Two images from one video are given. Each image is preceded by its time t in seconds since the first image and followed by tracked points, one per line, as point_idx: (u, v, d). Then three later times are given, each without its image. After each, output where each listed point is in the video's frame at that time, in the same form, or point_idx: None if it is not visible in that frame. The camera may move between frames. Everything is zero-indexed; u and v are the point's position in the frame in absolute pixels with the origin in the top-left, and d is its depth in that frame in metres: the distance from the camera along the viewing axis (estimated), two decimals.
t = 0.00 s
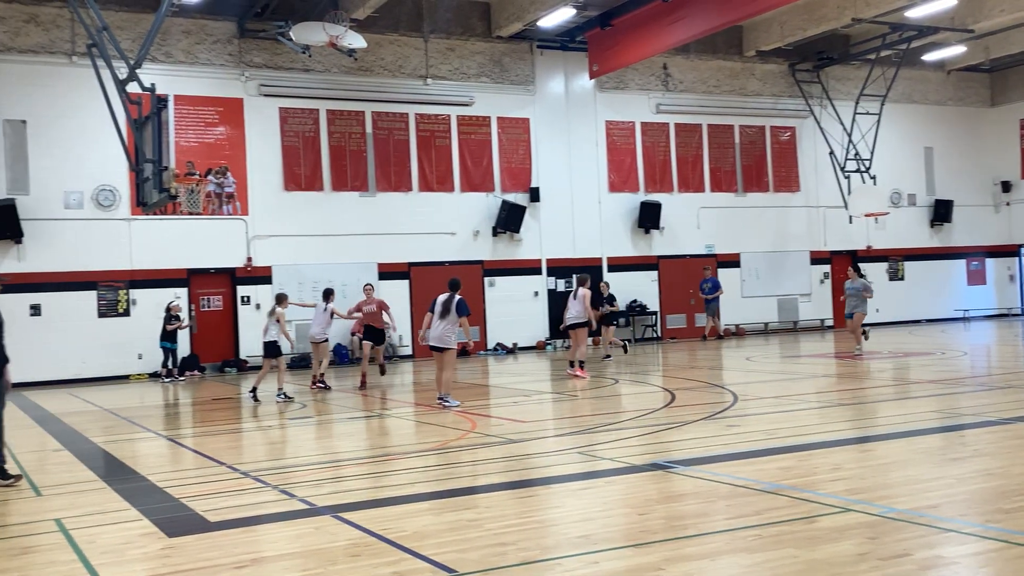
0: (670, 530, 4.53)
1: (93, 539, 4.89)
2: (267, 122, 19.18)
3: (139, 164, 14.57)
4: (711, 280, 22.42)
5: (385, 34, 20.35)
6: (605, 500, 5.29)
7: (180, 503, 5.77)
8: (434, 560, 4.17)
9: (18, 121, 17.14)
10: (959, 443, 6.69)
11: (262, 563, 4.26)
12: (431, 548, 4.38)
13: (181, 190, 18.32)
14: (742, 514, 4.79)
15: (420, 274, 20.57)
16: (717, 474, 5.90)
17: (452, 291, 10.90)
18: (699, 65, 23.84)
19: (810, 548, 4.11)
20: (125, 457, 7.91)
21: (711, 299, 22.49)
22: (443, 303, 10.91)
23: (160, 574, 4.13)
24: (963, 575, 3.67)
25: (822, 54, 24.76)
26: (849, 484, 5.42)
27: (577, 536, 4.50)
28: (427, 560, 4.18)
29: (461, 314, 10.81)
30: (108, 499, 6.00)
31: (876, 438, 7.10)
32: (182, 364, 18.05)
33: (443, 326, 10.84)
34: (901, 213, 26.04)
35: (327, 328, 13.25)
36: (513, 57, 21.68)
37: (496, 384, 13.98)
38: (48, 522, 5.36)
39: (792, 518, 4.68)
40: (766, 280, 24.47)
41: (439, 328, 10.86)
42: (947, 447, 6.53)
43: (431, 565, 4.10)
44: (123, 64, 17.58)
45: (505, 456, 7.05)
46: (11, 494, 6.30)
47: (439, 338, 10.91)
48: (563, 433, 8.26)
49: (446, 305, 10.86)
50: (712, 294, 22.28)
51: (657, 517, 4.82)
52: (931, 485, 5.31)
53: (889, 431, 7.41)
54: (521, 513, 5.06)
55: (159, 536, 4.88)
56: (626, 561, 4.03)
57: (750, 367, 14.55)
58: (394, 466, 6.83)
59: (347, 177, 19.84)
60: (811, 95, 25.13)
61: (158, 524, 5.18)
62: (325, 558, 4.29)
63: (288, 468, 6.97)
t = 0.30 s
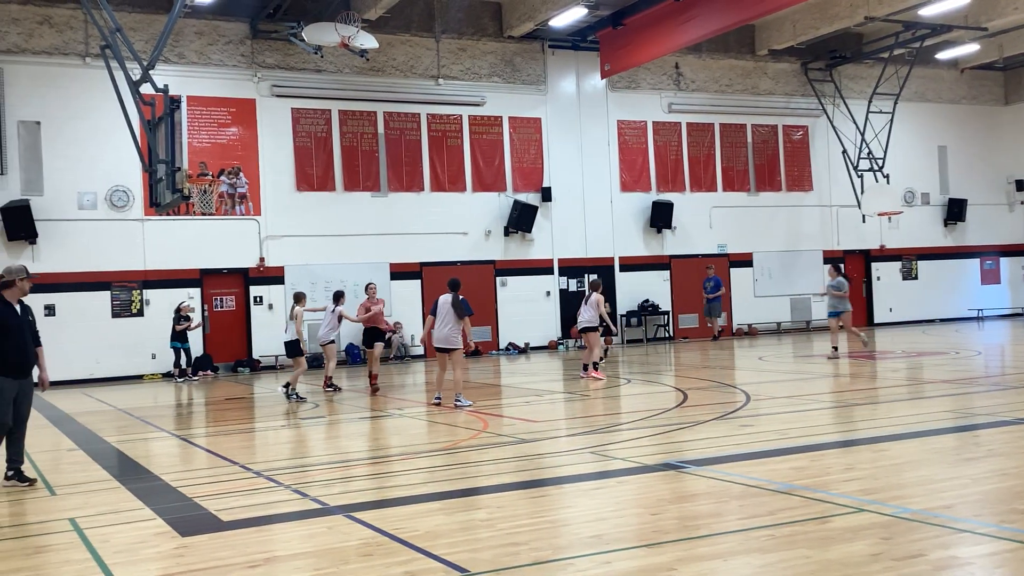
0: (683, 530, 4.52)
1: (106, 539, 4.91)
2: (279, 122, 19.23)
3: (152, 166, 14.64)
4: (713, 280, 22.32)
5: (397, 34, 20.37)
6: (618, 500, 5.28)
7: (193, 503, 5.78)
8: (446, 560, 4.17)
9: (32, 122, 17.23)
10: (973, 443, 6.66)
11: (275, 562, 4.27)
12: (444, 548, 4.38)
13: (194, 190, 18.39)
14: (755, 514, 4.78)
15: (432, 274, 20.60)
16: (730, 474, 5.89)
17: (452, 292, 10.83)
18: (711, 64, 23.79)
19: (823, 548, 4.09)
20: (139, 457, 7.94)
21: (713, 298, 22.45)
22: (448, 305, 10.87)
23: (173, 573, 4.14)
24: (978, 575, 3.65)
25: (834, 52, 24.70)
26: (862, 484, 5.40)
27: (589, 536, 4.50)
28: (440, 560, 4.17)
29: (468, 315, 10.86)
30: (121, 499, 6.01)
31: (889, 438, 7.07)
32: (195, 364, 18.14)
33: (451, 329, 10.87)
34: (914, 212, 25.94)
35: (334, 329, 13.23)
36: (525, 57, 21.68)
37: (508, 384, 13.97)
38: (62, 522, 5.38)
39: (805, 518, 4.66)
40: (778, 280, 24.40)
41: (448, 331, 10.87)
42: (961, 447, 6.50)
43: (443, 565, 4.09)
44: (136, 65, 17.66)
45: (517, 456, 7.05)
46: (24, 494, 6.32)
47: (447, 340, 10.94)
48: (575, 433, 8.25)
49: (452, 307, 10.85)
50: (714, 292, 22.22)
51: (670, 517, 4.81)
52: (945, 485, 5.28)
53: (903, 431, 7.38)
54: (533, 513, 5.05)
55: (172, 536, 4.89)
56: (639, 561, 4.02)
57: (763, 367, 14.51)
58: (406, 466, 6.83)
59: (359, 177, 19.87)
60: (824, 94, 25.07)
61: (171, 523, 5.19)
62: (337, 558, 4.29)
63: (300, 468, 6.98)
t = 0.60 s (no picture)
0: (693, 530, 4.49)
1: (116, 538, 4.90)
2: (288, 123, 19.26)
3: (162, 166, 14.68)
4: (712, 280, 21.94)
5: (406, 34, 20.39)
6: (627, 500, 5.26)
7: (203, 502, 5.78)
8: (456, 559, 4.14)
9: (43, 123, 17.29)
10: (984, 443, 6.62)
11: (284, 562, 4.25)
12: (453, 548, 4.36)
13: (204, 191, 18.44)
14: (765, 514, 4.75)
15: (442, 274, 20.62)
16: (739, 474, 5.87)
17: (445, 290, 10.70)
18: (720, 64, 23.77)
19: (834, 548, 4.06)
20: (149, 457, 7.94)
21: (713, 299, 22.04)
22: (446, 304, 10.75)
23: (182, 573, 4.12)
24: (989, 575, 3.61)
25: (844, 51, 24.67)
26: (872, 484, 5.37)
27: (599, 536, 4.47)
28: (449, 559, 4.15)
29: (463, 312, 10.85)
30: (131, 499, 6.01)
31: (900, 438, 7.04)
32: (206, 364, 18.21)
33: (450, 327, 10.79)
34: (924, 212, 25.86)
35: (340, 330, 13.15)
36: (534, 56, 21.68)
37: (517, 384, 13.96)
38: (72, 522, 5.38)
39: (815, 518, 4.63)
40: (788, 280, 24.35)
41: (449, 330, 10.79)
42: (972, 447, 6.46)
43: (452, 564, 4.07)
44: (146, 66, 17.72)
45: (526, 456, 7.03)
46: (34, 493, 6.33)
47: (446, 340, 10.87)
48: (585, 433, 8.23)
49: (449, 306, 10.77)
50: (714, 293, 21.83)
51: (679, 517, 4.78)
52: (956, 485, 5.24)
53: (913, 431, 7.35)
54: (542, 513, 5.03)
55: (181, 535, 4.88)
56: (649, 561, 3.99)
57: (773, 367, 14.47)
58: (415, 466, 6.82)
59: (368, 177, 19.90)
60: (834, 94, 25.03)
61: (181, 523, 5.19)
62: (346, 558, 4.27)
63: (310, 468, 6.97)
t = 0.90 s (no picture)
0: (699, 530, 4.48)
1: (123, 539, 4.90)
2: (294, 123, 19.28)
3: (169, 166, 14.69)
4: (706, 281, 21.88)
5: (413, 34, 20.40)
6: (634, 500, 5.26)
7: (210, 503, 5.77)
8: (463, 559, 4.14)
9: (50, 124, 17.31)
10: (992, 443, 6.61)
11: (290, 562, 4.25)
12: (460, 548, 4.35)
13: (210, 191, 18.48)
14: (772, 514, 4.74)
15: (448, 274, 20.64)
16: (746, 474, 5.86)
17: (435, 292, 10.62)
18: (727, 63, 23.76)
19: (841, 549, 4.04)
20: (157, 457, 7.94)
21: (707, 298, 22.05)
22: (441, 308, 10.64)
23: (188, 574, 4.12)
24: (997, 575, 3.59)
25: (851, 51, 24.63)
26: (880, 484, 5.36)
27: (605, 536, 4.46)
28: (456, 559, 4.14)
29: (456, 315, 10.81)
30: (138, 499, 6.01)
31: (906, 438, 7.03)
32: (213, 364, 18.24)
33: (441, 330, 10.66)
34: (931, 211, 25.81)
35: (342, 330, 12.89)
36: (540, 56, 21.69)
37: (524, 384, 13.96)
38: (79, 522, 5.38)
39: (822, 518, 4.62)
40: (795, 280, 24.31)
41: (439, 334, 10.61)
42: (979, 447, 6.44)
43: (459, 565, 4.06)
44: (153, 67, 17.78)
45: (533, 457, 7.03)
46: (43, 493, 6.34)
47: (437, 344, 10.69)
48: (592, 433, 8.23)
49: (440, 308, 10.67)
50: (708, 293, 21.81)
51: (686, 517, 4.77)
52: (963, 485, 5.23)
53: (921, 431, 7.33)
54: (549, 513, 5.03)
55: (187, 536, 4.88)
56: (656, 561, 3.98)
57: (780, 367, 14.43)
58: (422, 466, 6.82)
59: (375, 177, 19.91)
60: (841, 93, 25.02)
61: (187, 523, 5.19)
62: (353, 558, 4.26)
63: (317, 468, 6.97)
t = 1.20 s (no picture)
0: (703, 531, 4.48)
1: (127, 539, 4.90)
2: (298, 123, 19.29)
3: (173, 167, 14.70)
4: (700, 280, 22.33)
5: (417, 34, 20.42)
6: (638, 500, 5.25)
7: (214, 503, 5.77)
8: (467, 559, 4.13)
9: (55, 124, 17.34)
10: (996, 443, 6.60)
11: (294, 562, 4.25)
12: (463, 548, 4.35)
13: (214, 191, 18.49)
14: (776, 514, 4.73)
15: (451, 274, 20.65)
16: (750, 475, 5.86)
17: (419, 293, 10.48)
18: (731, 63, 23.75)
19: (846, 549, 4.03)
20: (161, 457, 7.94)
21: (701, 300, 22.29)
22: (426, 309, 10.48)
23: (192, 574, 4.12)
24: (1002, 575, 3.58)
25: (855, 50, 24.61)
26: (884, 484, 5.35)
27: (609, 536, 4.46)
28: (459, 559, 4.14)
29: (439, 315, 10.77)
30: (143, 499, 6.01)
31: (911, 438, 7.02)
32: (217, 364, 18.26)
33: (426, 331, 10.56)
34: (936, 211, 25.78)
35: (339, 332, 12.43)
36: (544, 56, 21.69)
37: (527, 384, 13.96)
38: (83, 522, 5.39)
39: (827, 518, 4.62)
40: (798, 280, 24.30)
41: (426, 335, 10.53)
42: (984, 447, 6.43)
43: (463, 564, 4.05)
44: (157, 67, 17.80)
45: (537, 457, 7.02)
46: (48, 493, 6.35)
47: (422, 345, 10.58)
48: (597, 433, 8.22)
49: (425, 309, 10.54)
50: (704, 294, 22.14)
51: (690, 517, 4.77)
52: (967, 485, 5.22)
53: (925, 431, 7.32)
54: (552, 513, 5.02)
55: (191, 536, 4.88)
56: (660, 561, 3.98)
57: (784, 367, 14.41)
58: (426, 466, 6.82)
59: (379, 177, 19.91)
60: (844, 93, 25.02)
61: (191, 523, 5.19)
62: (357, 558, 4.26)
63: (321, 468, 6.97)
